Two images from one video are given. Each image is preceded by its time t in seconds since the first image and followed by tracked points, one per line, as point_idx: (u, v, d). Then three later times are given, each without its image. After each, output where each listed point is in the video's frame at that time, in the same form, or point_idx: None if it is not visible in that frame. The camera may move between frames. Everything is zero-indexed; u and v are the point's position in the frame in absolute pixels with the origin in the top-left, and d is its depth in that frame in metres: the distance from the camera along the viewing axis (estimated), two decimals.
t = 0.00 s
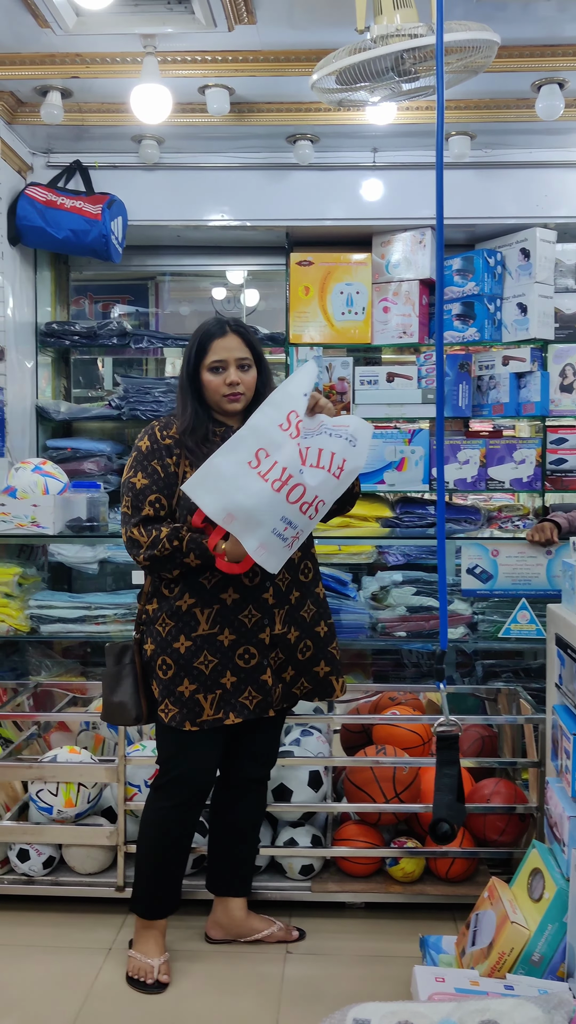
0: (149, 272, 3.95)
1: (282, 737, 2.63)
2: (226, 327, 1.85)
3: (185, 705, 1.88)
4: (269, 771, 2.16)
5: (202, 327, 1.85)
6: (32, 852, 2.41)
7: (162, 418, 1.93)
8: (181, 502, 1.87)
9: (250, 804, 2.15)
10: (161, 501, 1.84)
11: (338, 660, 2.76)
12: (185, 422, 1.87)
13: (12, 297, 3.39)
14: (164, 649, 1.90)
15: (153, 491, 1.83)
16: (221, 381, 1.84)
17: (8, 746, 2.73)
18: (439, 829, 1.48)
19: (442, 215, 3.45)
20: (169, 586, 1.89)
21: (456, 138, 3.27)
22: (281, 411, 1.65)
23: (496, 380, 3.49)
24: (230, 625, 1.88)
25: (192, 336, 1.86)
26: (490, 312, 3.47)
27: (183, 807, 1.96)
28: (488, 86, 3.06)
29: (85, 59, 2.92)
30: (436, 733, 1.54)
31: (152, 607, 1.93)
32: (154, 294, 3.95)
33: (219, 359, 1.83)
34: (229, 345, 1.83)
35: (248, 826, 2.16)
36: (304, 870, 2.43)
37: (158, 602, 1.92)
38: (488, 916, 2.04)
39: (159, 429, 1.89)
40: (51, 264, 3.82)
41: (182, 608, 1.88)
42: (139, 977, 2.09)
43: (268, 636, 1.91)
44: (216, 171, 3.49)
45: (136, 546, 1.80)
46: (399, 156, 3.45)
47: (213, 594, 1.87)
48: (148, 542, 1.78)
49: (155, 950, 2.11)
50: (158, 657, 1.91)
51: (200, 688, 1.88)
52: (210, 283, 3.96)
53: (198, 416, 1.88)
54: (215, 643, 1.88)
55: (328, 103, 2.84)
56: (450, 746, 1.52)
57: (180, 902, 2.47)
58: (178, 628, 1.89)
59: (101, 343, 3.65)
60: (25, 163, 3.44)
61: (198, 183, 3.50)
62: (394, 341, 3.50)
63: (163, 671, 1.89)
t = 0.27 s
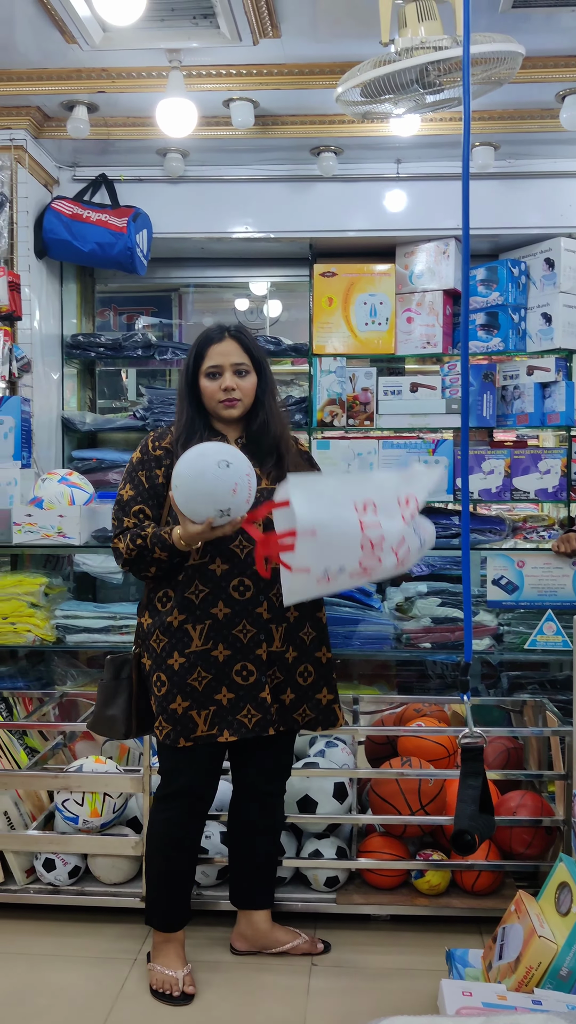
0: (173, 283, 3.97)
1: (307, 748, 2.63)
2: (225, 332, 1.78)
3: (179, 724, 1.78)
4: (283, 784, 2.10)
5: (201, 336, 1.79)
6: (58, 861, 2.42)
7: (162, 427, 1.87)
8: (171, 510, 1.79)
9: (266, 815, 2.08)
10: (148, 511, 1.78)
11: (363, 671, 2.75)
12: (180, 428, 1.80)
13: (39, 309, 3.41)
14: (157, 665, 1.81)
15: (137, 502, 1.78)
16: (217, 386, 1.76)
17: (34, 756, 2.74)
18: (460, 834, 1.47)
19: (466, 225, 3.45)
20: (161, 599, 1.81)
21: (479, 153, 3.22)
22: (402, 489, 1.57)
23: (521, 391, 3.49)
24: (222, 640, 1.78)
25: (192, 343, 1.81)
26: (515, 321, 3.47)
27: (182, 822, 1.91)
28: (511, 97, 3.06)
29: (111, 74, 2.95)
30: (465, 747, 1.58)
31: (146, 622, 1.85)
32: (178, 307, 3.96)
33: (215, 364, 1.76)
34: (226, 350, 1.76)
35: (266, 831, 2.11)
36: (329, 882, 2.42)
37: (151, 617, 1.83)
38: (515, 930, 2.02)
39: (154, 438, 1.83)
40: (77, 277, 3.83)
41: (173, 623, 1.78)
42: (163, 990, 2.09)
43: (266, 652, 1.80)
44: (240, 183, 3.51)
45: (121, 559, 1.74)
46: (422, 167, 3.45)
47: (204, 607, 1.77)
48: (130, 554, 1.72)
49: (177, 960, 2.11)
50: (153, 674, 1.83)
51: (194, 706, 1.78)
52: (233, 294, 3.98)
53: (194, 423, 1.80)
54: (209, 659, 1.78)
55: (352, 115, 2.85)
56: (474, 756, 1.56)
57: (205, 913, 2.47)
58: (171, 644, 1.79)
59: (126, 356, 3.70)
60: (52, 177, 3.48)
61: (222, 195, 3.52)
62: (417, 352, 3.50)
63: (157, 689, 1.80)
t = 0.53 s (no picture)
0: (201, 289, 3.99)
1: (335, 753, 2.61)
2: (236, 335, 1.84)
3: (181, 727, 1.80)
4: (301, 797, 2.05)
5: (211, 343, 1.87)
6: (87, 864, 2.41)
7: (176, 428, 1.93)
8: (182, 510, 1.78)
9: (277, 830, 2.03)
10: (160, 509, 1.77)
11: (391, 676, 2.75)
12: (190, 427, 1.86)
13: (68, 316, 3.44)
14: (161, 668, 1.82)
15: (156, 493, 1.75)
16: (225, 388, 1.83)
17: (63, 759, 2.76)
18: (479, 842, 1.45)
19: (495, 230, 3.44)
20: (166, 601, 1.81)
21: (509, 154, 3.22)
22: (425, 640, 1.69)
23: (550, 395, 3.46)
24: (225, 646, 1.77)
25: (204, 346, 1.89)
26: (544, 326, 3.45)
27: (194, 824, 1.91)
28: (540, 100, 3.06)
29: (140, 82, 2.97)
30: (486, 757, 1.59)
31: (152, 624, 1.85)
32: (205, 311, 4.00)
33: (224, 366, 1.83)
34: (235, 353, 1.82)
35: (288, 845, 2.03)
36: (357, 888, 2.41)
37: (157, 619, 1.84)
38: (546, 938, 2.00)
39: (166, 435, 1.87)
40: (107, 284, 3.85)
41: (177, 627, 1.78)
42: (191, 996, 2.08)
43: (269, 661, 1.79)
44: (268, 189, 3.52)
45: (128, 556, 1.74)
46: (451, 172, 3.45)
47: (208, 610, 1.77)
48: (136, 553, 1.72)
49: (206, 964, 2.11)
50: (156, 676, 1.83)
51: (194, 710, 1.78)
52: (261, 300, 3.99)
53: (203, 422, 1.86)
54: (211, 664, 1.78)
55: (381, 120, 2.85)
56: (497, 764, 1.57)
57: (232, 918, 2.47)
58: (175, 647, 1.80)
59: (154, 362, 3.70)
60: (81, 185, 3.52)
61: (250, 201, 3.54)
62: (445, 357, 3.49)
63: (160, 692, 1.81)
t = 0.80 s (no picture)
0: (223, 296, 4.01)
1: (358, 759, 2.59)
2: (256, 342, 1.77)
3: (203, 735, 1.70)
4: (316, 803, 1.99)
5: (230, 348, 1.79)
6: (110, 869, 2.40)
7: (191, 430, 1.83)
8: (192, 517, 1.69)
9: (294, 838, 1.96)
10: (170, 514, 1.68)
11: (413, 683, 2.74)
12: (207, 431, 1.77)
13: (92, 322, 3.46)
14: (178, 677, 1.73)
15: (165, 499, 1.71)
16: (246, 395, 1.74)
17: (85, 762, 2.76)
18: (491, 847, 1.45)
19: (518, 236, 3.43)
20: (179, 608, 1.72)
21: (533, 159, 3.21)
22: (446, 631, 1.68)
23: (575, 401, 3.45)
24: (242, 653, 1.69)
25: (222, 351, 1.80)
26: (568, 332, 3.45)
27: (210, 835, 1.90)
28: (564, 106, 3.05)
29: (165, 90, 2.99)
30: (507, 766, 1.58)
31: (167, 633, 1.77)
32: (227, 318, 4.00)
33: (244, 373, 1.74)
34: (257, 359, 1.75)
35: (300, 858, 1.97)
36: (380, 895, 2.40)
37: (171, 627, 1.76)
38: (570, 948, 1.92)
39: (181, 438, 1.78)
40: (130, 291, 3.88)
41: (193, 634, 1.70)
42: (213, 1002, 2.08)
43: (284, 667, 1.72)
44: (291, 196, 3.53)
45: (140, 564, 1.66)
46: (474, 179, 3.45)
47: (223, 616, 1.68)
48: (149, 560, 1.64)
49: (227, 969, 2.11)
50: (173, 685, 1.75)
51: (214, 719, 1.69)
52: (283, 306, 4.00)
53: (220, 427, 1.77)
54: (230, 670, 1.69)
55: (405, 126, 2.85)
56: (518, 774, 1.56)
57: (254, 924, 2.47)
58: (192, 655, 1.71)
59: (178, 368, 3.74)
60: (106, 192, 3.54)
61: (273, 208, 3.55)
62: (469, 363, 3.48)
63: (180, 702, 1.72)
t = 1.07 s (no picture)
0: (244, 300, 4.02)
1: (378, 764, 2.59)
2: (279, 355, 1.71)
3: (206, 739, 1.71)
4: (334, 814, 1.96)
5: (254, 355, 1.73)
6: (130, 871, 2.40)
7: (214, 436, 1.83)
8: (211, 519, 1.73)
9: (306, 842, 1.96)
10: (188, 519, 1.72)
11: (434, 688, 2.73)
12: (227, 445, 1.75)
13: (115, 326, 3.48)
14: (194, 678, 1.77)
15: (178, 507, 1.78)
16: (267, 413, 1.71)
17: (106, 765, 2.78)
18: (498, 853, 1.43)
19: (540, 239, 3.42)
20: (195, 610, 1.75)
21: (556, 163, 3.21)
22: (462, 641, 1.65)
23: None
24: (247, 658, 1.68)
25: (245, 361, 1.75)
26: None
27: (224, 839, 1.91)
28: None
29: (188, 95, 3.01)
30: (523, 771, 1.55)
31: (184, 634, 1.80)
32: (248, 323, 4.04)
33: (265, 390, 1.70)
34: (279, 376, 1.69)
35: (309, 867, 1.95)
36: (400, 901, 2.39)
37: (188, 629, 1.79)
38: None
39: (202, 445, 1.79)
40: (152, 295, 3.88)
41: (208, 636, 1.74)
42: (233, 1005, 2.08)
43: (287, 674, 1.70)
44: (312, 200, 3.54)
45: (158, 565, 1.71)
46: (496, 182, 3.44)
47: (231, 621, 1.69)
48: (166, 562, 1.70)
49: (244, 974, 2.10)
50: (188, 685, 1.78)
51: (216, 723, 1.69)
52: (304, 310, 4.00)
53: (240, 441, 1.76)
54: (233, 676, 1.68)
55: (427, 131, 2.85)
56: (533, 781, 1.53)
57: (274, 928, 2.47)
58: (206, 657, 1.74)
59: (199, 372, 3.75)
60: (128, 198, 3.57)
61: (295, 212, 3.56)
62: (490, 367, 3.47)
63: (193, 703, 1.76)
